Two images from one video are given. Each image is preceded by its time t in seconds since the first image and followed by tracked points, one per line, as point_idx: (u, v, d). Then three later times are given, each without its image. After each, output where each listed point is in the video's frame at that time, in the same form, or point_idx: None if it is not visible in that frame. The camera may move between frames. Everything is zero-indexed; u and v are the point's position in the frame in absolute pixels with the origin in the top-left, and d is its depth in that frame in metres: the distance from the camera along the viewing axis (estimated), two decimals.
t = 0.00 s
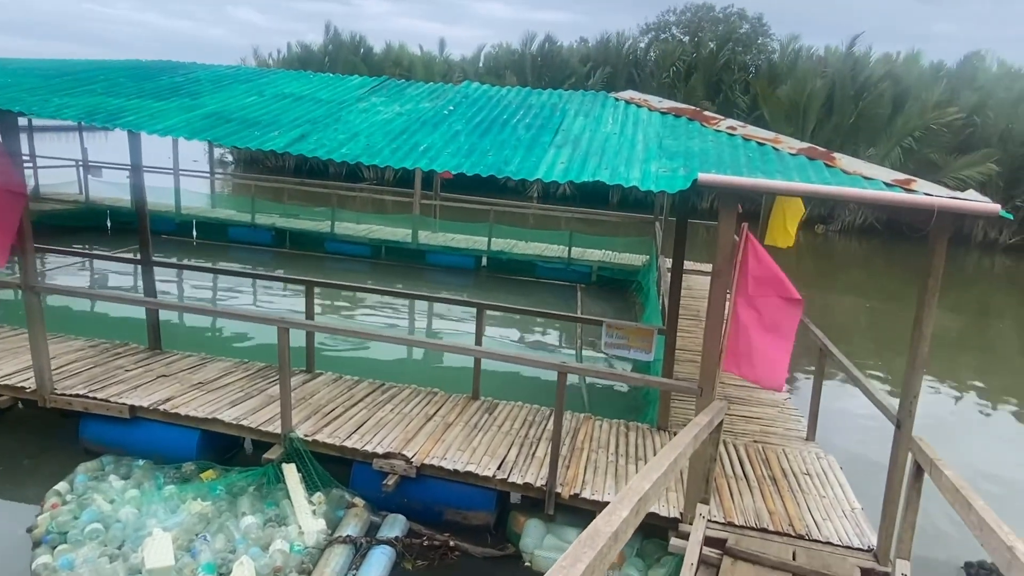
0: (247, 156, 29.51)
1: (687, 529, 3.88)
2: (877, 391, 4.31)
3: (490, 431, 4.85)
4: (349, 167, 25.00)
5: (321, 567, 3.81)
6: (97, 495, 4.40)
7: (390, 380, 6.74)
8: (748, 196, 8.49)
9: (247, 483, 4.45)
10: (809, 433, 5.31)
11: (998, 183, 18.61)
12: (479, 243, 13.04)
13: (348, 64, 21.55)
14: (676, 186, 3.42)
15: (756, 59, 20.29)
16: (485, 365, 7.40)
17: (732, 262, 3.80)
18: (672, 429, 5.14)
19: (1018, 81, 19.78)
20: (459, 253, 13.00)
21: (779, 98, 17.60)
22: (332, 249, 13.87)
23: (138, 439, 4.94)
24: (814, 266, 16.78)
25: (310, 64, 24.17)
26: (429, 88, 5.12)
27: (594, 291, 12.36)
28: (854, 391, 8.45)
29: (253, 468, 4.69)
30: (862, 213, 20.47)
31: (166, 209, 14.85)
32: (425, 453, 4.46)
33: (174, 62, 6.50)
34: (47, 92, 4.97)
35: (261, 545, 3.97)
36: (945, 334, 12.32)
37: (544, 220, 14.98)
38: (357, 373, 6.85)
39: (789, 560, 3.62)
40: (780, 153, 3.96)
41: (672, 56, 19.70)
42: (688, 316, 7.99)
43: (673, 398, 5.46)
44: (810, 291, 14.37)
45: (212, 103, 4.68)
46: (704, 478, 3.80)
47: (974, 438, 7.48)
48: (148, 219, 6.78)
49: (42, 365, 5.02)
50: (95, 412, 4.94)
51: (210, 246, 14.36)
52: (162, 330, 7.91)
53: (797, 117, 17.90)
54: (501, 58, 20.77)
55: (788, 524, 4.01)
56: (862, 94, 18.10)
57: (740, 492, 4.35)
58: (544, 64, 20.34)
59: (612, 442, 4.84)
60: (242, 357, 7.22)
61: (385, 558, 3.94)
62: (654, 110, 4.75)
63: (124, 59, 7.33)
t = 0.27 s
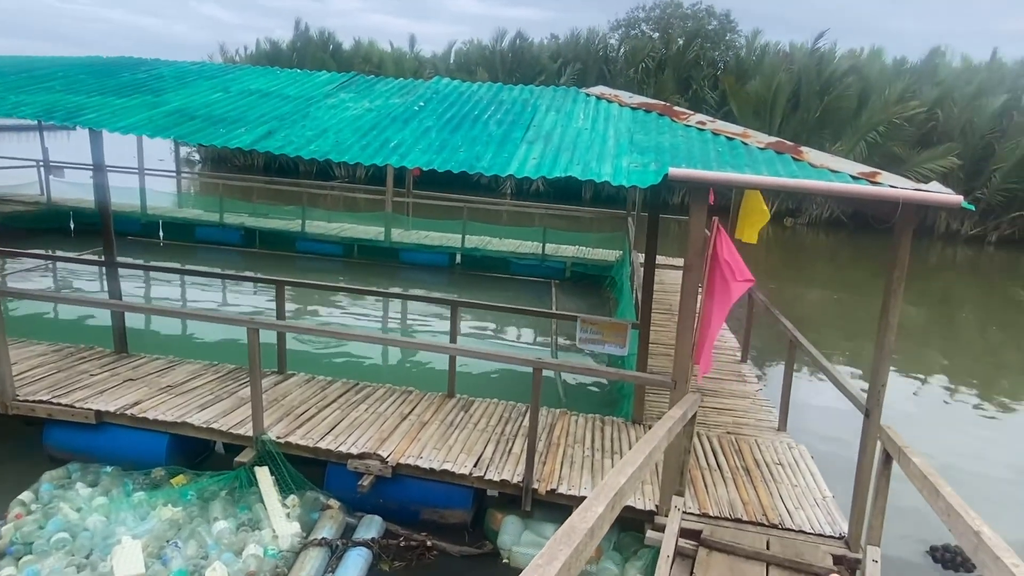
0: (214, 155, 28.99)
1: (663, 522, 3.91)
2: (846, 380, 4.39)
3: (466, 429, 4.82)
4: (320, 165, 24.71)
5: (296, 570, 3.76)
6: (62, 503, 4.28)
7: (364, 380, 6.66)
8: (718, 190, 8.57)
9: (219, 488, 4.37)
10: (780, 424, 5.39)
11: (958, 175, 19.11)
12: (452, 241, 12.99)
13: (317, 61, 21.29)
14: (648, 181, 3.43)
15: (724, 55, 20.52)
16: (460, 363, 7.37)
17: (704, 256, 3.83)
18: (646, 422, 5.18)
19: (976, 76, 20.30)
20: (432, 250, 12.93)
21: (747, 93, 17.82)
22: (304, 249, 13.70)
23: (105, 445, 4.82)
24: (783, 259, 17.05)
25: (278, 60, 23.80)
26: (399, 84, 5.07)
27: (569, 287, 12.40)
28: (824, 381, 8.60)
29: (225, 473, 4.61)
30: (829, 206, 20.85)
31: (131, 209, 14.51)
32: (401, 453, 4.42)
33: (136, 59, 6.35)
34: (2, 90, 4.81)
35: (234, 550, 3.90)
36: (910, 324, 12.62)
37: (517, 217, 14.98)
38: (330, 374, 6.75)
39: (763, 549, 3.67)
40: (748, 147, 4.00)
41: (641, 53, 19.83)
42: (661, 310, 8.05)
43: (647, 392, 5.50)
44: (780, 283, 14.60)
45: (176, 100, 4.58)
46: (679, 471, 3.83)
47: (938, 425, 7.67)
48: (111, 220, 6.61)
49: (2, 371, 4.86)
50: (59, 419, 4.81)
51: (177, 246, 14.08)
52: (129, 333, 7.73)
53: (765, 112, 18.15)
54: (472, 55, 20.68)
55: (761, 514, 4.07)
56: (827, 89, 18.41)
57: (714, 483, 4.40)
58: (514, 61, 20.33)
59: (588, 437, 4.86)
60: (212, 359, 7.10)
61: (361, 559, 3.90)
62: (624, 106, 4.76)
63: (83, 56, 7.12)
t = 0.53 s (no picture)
0: (187, 156, 28.56)
1: (642, 518, 3.91)
2: (820, 373, 4.44)
3: (445, 429, 4.79)
4: (295, 166, 24.44)
5: None
6: (30, 513, 4.16)
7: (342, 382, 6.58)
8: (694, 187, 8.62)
9: (192, 494, 4.29)
10: (758, 417, 5.43)
11: (927, 170, 19.48)
12: (430, 240, 12.92)
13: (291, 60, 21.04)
14: (623, 177, 3.43)
15: (698, 53, 20.68)
16: (439, 363, 7.32)
17: (679, 252, 3.84)
18: (625, 419, 5.19)
19: (944, 72, 20.69)
20: (410, 250, 12.84)
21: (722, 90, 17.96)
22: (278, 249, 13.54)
23: (75, 453, 4.70)
24: (759, 255, 17.24)
25: (250, 59, 23.49)
26: (372, 81, 5.01)
27: (547, 285, 12.40)
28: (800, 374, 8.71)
29: (199, 478, 4.52)
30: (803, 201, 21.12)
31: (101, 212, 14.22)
32: (379, 454, 4.38)
33: (103, 58, 6.21)
34: None
35: (209, 557, 3.83)
36: (883, 316, 12.83)
37: (495, 216, 14.95)
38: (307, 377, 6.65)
39: (742, 543, 3.69)
40: (723, 142, 4.01)
41: (616, 50, 19.90)
42: (639, 307, 8.08)
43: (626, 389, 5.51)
44: (756, 278, 14.75)
45: (143, 99, 4.48)
46: (658, 467, 3.84)
47: (911, 415, 7.81)
48: (78, 223, 6.46)
49: None
50: (26, 427, 4.68)
51: (149, 249, 13.83)
52: (100, 338, 7.56)
53: (740, 109, 18.33)
54: (447, 53, 20.59)
55: (740, 507, 4.10)
56: (800, 86, 18.64)
57: (692, 477, 4.42)
58: (490, 59, 20.29)
59: (568, 435, 4.85)
60: (186, 363, 6.97)
61: (339, 563, 3.84)
62: (599, 102, 4.75)
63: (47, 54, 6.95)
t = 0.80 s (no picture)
0: (164, 160, 28.19)
1: (629, 516, 3.92)
2: (801, 369, 4.48)
3: (430, 431, 4.76)
4: (275, 168, 24.24)
5: None
6: (6, 526, 4.07)
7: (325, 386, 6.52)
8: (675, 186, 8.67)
9: (174, 502, 4.21)
10: (741, 414, 5.46)
11: (902, 167, 19.80)
12: (412, 242, 12.87)
13: (269, 62, 20.85)
14: (605, 177, 3.43)
15: (677, 53, 20.81)
16: (423, 365, 7.28)
17: (662, 251, 3.85)
18: (609, 418, 5.20)
19: (917, 71, 21.02)
20: (392, 252, 12.77)
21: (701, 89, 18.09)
22: (258, 253, 13.45)
23: (51, 463, 4.61)
24: (740, 253, 17.39)
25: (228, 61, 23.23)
26: (351, 83, 4.97)
27: (531, 285, 12.40)
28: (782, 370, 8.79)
29: (180, 487, 4.45)
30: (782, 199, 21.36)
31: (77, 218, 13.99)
32: (363, 458, 4.34)
33: (75, 60, 6.10)
34: None
35: (191, 566, 3.77)
36: (861, 312, 13.00)
37: (477, 217, 14.92)
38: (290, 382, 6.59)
39: (728, 539, 3.71)
40: (703, 141, 4.03)
41: (595, 51, 19.98)
42: (622, 306, 8.10)
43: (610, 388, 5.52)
44: (737, 276, 14.88)
45: (117, 102, 4.41)
46: (644, 465, 3.84)
47: (891, 409, 7.91)
48: (53, 229, 6.33)
49: None
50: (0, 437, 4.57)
51: (126, 254, 13.62)
52: (76, 345, 7.43)
53: (720, 108, 18.47)
54: (427, 55, 20.53)
55: (725, 503, 4.12)
56: (777, 85, 18.83)
57: (677, 475, 4.43)
58: (470, 60, 20.26)
59: (553, 435, 4.85)
60: (165, 370, 6.87)
61: (325, 569, 3.79)
62: (580, 102, 4.76)
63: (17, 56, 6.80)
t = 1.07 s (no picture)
0: (144, 165, 27.87)
1: (619, 518, 3.90)
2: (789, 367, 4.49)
3: (418, 436, 4.72)
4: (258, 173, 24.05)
5: None
6: None
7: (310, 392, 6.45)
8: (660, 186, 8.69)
9: (157, 513, 4.13)
10: (730, 413, 5.47)
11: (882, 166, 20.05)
12: (398, 245, 12.79)
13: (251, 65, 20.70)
14: (592, 177, 3.42)
15: (659, 55, 20.94)
16: (410, 368, 7.23)
17: (649, 251, 3.84)
18: (599, 420, 5.18)
19: (896, 71, 21.29)
20: (378, 255, 12.71)
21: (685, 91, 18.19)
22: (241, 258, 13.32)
23: (30, 474, 4.51)
24: (724, 253, 17.50)
25: (208, 65, 23.01)
26: (335, 85, 4.92)
27: (517, 287, 12.39)
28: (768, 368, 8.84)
29: (164, 497, 4.37)
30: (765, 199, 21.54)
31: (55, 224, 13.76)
32: (351, 465, 4.29)
33: (51, 64, 5.99)
34: None
35: None
36: (845, 310, 13.13)
37: (463, 219, 14.89)
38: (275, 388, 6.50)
39: (719, 539, 3.71)
40: (688, 141, 4.03)
41: (578, 53, 20.03)
42: (609, 307, 8.10)
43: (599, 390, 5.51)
44: (722, 275, 14.97)
45: (95, 106, 4.32)
46: (633, 467, 3.83)
47: (877, 406, 7.97)
48: (30, 236, 6.21)
49: None
50: None
51: (106, 261, 13.42)
52: (56, 354, 7.29)
53: (703, 108, 18.59)
54: (411, 58, 20.48)
55: (715, 503, 4.12)
56: (759, 86, 18.99)
57: (667, 476, 4.43)
58: (454, 63, 20.24)
59: (542, 437, 4.82)
60: (148, 378, 6.77)
61: None
62: (565, 103, 4.75)
63: None
